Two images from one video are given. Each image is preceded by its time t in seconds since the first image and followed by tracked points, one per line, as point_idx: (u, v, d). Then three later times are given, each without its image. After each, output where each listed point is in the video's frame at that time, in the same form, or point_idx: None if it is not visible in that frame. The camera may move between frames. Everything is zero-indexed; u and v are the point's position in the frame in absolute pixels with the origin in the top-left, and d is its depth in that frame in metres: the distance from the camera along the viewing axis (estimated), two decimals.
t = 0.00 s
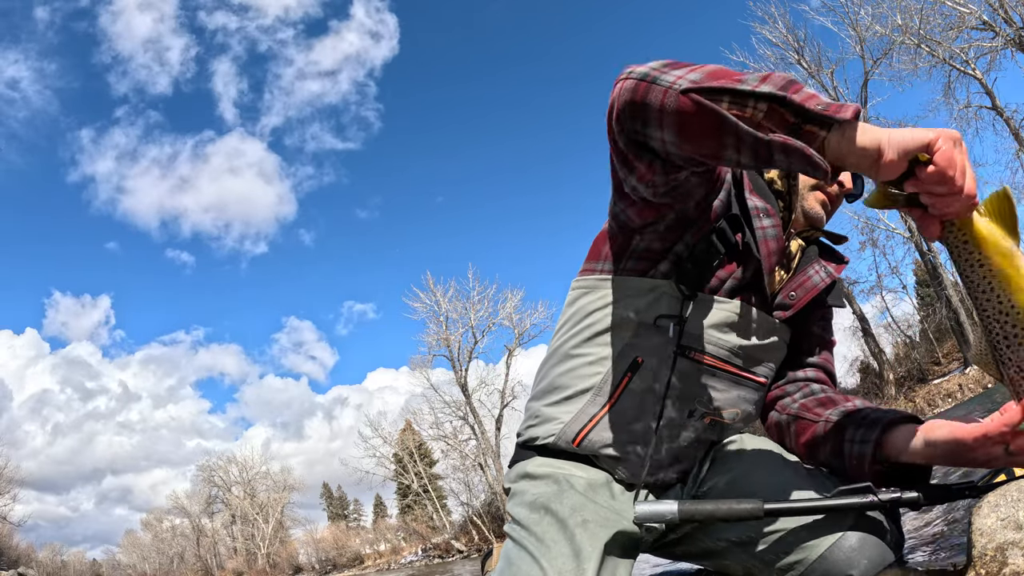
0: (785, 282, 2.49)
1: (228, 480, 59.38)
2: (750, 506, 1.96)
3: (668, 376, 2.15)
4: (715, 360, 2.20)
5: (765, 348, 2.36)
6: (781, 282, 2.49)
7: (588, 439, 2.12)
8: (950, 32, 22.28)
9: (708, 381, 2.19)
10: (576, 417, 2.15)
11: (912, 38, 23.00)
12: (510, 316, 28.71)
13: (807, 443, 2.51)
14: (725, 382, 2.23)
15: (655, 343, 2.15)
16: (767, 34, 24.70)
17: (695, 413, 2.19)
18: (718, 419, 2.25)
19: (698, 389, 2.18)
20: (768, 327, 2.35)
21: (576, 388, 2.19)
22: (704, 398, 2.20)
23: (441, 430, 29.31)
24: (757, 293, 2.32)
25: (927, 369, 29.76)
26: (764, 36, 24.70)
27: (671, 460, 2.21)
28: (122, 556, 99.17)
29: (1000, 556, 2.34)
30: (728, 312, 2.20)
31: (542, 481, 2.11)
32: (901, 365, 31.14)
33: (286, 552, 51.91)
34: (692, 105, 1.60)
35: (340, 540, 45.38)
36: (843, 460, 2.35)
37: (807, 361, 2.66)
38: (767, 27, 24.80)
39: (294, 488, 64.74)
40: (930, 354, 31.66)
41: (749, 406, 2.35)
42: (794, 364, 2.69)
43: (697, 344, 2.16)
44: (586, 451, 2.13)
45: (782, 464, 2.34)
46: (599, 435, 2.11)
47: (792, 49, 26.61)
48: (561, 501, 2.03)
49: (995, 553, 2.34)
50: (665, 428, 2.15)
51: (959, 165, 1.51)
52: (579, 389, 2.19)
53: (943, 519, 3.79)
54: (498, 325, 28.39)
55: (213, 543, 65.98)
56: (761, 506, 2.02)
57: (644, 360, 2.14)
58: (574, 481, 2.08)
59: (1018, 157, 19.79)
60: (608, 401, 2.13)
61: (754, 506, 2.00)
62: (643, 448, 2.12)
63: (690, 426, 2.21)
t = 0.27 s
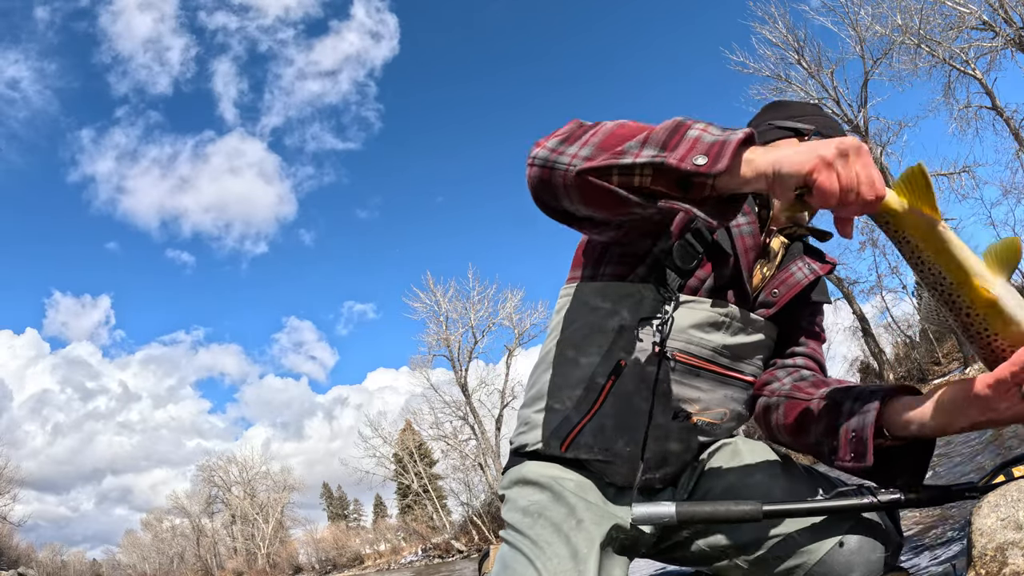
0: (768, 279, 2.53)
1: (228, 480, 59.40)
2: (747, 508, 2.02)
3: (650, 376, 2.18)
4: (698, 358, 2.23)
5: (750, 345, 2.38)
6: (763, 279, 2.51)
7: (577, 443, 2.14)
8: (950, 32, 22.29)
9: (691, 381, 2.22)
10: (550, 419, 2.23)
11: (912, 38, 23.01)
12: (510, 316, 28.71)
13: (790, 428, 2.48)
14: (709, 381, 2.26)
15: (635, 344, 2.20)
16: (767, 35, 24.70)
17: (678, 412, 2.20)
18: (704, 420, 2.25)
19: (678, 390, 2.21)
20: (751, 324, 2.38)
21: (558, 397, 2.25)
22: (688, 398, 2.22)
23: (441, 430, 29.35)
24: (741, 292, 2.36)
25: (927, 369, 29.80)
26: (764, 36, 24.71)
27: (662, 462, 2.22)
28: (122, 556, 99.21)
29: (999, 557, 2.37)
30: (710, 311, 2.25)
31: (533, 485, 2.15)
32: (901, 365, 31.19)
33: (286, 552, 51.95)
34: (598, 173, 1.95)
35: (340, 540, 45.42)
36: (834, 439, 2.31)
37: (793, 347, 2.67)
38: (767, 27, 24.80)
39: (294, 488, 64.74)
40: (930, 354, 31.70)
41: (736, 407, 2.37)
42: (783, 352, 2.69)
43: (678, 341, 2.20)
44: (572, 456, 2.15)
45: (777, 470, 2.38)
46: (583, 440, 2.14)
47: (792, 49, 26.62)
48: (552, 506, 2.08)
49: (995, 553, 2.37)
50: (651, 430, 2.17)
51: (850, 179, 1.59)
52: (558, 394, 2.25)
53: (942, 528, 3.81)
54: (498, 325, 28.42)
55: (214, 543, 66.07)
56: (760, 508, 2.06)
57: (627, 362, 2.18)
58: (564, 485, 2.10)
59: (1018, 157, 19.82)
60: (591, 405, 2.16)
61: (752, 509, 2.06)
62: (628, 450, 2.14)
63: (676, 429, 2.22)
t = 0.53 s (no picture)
0: (734, 271, 2.87)
1: (229, 480, 59.45)
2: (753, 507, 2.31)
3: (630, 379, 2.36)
4: (674, 355, 2.42)
5: (718, 337, 2.57)
6: (728, 273, 2.86)
7: (563, 447, 2.33)
8: (950, 32, 22.30)
9: (667, 377, 2.41)
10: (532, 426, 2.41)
11: (912, 38, 23.01)
12: (510, 316, 28.76)
13: (761, 414, 2.68)
14: (684, 376, 2.45)
15: (609, 345, 2.37)
16: (767, 35, 24.76)
17: (656, 406, 2.37)
18: (683, 414, 2.45)
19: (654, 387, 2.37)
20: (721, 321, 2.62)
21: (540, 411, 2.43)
22: (665, 393, 2.40)
23: (441, 430, 29.40)
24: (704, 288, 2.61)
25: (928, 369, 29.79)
26: (764, 36, 24.76)
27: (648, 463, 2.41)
28: (122, 556, 99.21)
29: (999, 557, 2.40)
30: (679, 309, 2.47)
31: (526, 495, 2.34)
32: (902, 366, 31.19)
33: (286, 552, 52.05)
34: (508, 290, 2.16)
35: (340, 541, 45.43)
36: (792, 421, 2.58)
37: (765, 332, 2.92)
38: (767, 27, 24.85)
39: (294, 488, 64.81)
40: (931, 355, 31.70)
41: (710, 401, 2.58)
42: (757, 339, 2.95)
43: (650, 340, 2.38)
44: (559, 463, 2.36)
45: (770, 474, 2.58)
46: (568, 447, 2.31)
47: (792, 50, 26.66)
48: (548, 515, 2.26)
49: (995, 554, 2.40)
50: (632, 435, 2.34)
51: (703, 253, 1.67)
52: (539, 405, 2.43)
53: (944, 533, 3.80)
54: (498, 325, 28.48)
55: (214, 543, 66.15)
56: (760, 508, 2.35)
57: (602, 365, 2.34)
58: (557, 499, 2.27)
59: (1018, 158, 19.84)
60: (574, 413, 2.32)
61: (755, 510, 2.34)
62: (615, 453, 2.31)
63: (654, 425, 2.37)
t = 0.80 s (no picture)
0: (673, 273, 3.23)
1: (228, 480, 59.34)
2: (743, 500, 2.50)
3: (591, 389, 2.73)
4: (631, 357, 2.79)
5: (672, 336, 2.93)
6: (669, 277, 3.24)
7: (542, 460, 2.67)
8: (950, 32, 22.33)
9: (627, 379, 2.77)
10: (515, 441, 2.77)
11: (912, 38, 23.03)
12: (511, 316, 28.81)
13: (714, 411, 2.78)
14: (644, 376, 2.79)
15: (571, 358, 2.75)
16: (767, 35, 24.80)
17: (620, 410, 2.70)
18: (650, 413, 2.76)
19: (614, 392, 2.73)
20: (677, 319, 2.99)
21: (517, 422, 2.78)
22: (628, 396, 2.74)
23: (442, 430, 29.45)
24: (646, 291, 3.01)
25: (927, 369, 29.91)
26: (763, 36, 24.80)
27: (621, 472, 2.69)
28: (122, 556, 99.11)
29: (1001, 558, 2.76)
30: (626, 315, 2.87)
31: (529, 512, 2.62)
32: (901, 365, 31.32)
33: (286, 552, 52.05)
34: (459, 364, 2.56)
35: (340, 540, 45.38)
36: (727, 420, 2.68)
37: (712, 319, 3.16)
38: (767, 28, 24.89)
39: (294, 487, 64.76)
40: (930, 354, 31.83)
41: (680, 399, 2.86)
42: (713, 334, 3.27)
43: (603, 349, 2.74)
44: (540, 478, 2.70)
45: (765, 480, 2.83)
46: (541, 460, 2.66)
47: (791, 49, 26.68)
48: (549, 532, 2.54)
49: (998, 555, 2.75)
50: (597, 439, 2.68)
51: (574, 300, 2.00)
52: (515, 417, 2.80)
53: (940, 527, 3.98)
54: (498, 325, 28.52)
55: (214, 543, 66.13)
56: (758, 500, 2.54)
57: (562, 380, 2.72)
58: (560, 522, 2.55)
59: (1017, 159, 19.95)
60: (546, 422, 2.70)
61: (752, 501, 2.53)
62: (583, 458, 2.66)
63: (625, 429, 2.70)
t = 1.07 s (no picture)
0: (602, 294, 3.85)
1: (228, 480, 59.20)
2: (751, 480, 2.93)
3: (552, 404, 3.17)
4: (584, 364, 3.31)
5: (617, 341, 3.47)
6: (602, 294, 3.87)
7: (517, 481, 3.07)
8: (950, 32, 22.34)
9: (584, 382, 3.27)
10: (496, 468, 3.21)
11: (912, 38, 23.04)
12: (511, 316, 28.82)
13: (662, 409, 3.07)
14: (600, 379, 3.29)
15: (534, 369, 3.25)
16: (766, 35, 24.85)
17: (583, 415, 3.13)
18: (612, 414, 3.16)
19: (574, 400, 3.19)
20: (619, 324, 3.53)
21: (498, 450, 3.26)
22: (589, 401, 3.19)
23: (442, 430, 29.48)
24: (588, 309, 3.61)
25: (927, 369, 29.92)
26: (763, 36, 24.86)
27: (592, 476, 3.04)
28: (122, 556, 99.01)
29: (1000, 557, 2.79)
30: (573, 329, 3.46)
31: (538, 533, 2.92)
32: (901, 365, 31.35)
33: (286, 552, 52.07)
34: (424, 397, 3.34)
35: (339, 541, 45.31)
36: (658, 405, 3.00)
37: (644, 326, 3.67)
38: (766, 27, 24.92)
39: (294, 487, 64.73)
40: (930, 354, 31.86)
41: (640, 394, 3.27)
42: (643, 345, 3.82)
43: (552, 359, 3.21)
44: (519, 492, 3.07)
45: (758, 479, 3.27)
46: (519, 480, 3.05)
47: (791, 49, 26.70)
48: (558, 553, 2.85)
49: (998, 556, 2.78)
50: (563, 449, 3.08)
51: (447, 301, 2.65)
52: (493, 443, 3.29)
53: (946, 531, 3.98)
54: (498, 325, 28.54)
55: (214, 543, 66.10)
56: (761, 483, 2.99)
57: (524, 399, 3.19)
58: (568, 544, 2.88)
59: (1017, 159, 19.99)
60: (518, 445, 3.16)
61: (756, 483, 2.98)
62: (555, 468, 3.05)
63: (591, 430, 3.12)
